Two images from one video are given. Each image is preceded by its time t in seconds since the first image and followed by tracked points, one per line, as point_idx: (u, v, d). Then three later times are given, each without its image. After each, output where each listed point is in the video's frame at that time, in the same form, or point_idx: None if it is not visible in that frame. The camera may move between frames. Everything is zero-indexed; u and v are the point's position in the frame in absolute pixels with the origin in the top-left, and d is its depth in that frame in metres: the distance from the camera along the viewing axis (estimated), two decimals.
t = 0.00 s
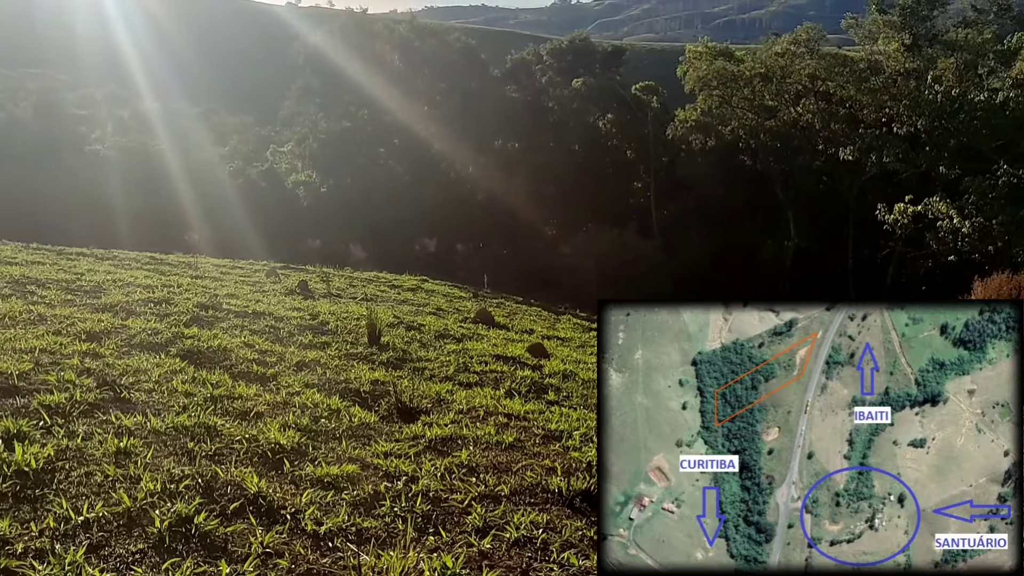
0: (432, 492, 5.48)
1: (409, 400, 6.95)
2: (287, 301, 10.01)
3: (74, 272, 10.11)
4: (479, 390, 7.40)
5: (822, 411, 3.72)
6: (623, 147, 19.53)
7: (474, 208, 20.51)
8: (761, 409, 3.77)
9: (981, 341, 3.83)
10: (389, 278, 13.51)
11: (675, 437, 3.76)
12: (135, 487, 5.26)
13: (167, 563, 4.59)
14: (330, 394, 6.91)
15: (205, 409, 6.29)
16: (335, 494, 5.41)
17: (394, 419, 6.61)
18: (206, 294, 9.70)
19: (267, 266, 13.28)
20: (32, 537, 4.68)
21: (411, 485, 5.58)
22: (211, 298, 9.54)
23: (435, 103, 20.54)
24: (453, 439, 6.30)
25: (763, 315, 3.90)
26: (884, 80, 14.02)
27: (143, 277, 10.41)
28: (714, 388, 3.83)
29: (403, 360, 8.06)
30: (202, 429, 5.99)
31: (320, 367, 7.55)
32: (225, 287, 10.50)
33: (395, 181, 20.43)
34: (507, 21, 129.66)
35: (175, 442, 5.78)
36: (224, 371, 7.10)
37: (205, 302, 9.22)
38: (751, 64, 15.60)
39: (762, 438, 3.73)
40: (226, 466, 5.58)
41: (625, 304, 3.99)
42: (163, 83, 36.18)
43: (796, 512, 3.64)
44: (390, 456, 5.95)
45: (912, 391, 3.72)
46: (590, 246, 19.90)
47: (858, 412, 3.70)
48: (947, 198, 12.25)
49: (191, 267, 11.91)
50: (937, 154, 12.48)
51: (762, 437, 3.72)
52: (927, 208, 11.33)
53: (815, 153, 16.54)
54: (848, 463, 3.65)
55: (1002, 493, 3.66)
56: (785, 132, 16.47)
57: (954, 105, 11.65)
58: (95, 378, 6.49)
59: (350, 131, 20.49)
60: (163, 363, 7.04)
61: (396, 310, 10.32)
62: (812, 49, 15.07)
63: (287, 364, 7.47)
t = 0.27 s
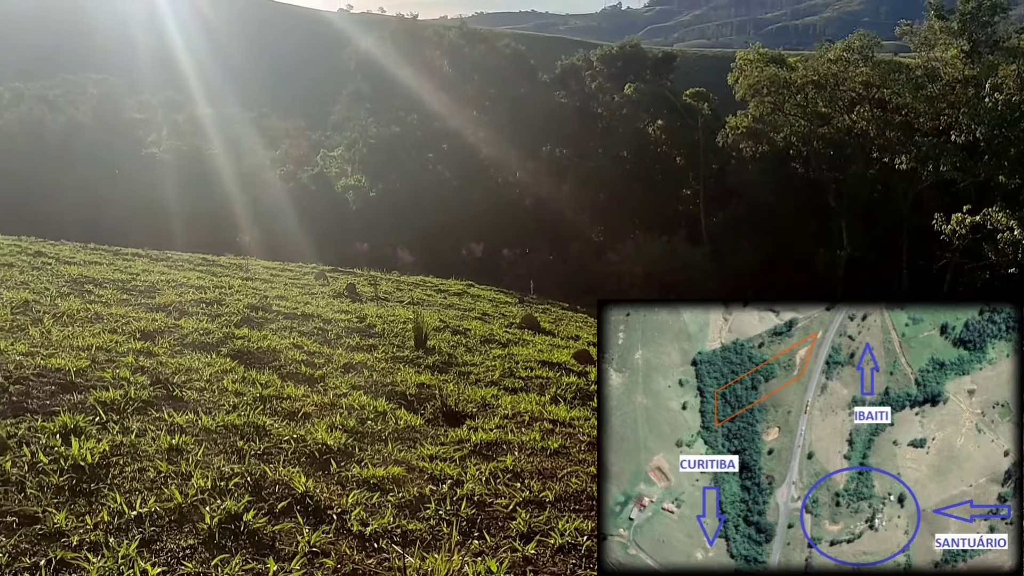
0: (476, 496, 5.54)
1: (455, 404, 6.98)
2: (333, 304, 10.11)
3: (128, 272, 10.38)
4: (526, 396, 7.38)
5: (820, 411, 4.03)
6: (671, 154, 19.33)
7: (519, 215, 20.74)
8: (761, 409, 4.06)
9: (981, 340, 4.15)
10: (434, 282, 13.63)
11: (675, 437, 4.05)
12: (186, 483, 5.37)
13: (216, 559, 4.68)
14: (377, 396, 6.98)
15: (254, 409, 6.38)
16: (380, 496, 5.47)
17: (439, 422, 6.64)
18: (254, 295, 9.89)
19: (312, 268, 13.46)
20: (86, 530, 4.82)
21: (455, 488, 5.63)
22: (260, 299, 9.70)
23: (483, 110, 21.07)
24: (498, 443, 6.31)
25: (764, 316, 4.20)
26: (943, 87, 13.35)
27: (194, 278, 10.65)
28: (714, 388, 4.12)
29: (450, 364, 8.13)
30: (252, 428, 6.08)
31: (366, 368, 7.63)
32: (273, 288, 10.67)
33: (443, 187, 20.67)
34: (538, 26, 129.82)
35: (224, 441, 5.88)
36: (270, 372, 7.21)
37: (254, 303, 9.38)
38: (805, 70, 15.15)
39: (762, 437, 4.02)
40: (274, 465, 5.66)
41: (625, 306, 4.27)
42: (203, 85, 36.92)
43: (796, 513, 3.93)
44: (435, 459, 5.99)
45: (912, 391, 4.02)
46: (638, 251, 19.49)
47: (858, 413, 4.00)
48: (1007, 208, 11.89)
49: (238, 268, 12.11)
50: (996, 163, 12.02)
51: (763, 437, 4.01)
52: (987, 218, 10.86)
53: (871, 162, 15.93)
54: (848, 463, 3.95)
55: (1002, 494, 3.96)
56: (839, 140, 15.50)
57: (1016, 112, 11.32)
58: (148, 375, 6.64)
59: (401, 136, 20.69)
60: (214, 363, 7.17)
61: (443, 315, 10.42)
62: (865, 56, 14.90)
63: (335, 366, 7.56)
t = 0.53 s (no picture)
0: (518, 502, 5.60)
1: (498, 409, 7.08)
2: (377, 308, 10.23)
3: (178, 274, 10.65)
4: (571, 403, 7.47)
5: (821, 410, 3.88)
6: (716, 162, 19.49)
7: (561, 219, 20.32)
8: (762, 409, 3.92)
9: (981, 340, 3.98)
10: (476, 287, 13.76)
11: (675, 437, 3.92)
12: (232, 482, 5.45)
13: (262, 558, 4.76)
14: (421, 400, 7.07)
15: (300, 411, 6.48)
16: (423, 500, 5.53)
17: (482, 428, 6.75)
18: (298, 297, 10.05)
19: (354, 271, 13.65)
20: (136, 526, 4.92)
21: (497, 494, 5.70)
22: (305, 301, 9.86)
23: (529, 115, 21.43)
24: (539, 450, 6.42)
25: (765, 316, 4.04)
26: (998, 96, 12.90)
27: (240, 279, 10.87)
28: (715, 389, 3.97)
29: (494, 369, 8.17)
30: (297, 429, 6.18)
31: (409, 372, 7.72)
32: (316, 291, 10.83)
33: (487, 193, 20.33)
34: (572, 30, 129.96)
35: (270, 441, 5.98)
36: (315, 373, 7.32)
37: (300, 305, 9.53)
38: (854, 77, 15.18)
39: (763, 438, 3.89)
40: (317, 467, 5.75)
41: (625, 304, 4.10)
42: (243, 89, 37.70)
43: (796, 513, 3.82)
44: (478, 464, 6.09)
45: (912, 392, 3.87)
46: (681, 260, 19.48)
47: (859, 412, 3.87)
48: None
49: (284, 271, 12.33)
50: None
51: (763, 437, 3.88)
52: None
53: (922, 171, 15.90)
54: (849, 463, 3.83)
55: (1002, 494, 3.84)
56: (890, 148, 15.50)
57: None
58: (197, 375, 6.79)
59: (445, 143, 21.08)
60: (261, 364, 7.30)
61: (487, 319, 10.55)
62: (916, 63, 14.83)
63: (378, 369, 7.64)
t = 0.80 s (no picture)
0: (559, 510, 5.69)
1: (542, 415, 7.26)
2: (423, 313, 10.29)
3: (225, 276, 10.90)
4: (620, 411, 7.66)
5: (821, 410, 4.43)
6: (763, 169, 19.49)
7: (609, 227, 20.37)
8: (761, 409, 4.47)
9: (981, 340, 4.56)
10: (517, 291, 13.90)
11: (674, 437, 4.47)
12: (276, 482, 5.52)
13: (305, 558, 4.83)
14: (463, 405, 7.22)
15: (343, 413, 6.59)
16: (464, 504, 5.63)
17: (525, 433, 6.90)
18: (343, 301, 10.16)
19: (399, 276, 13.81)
20: (183, 523, 5.02)
21: (538, 501, 5.80)
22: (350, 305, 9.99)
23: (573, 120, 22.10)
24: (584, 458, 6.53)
25: (764, 315, 4.62)
26: None
27: (288, 283, 11.07)
28: (715, 388, 4.53)
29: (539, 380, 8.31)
30: (339, 431, 6.28)
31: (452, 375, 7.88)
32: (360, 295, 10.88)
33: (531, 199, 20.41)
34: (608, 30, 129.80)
35: (314, 442, 6.09)
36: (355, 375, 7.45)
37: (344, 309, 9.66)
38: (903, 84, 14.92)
39: (763, 437, 4.44)
40: (360, 468, 5.84)
41: (623, 306, 4.69)
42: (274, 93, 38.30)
43: (795, 513, 4.34)
44: (521, 471, 6.22)
45: (912, 391, 4.43)
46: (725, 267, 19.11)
47: (858, 412, 4.41)
48: None
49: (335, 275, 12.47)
50: None
51: (763, 436, 4.43)
52: None
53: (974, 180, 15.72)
54: (848, 462, 4.37)
55: (1002, 493, 4.40)
56: (941, 156, 15.09)
57: None
58: (242, 376, 6.92)
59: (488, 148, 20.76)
60: (306, 366, 7.39)
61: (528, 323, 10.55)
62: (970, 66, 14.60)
63: (421, 374, 7.76)
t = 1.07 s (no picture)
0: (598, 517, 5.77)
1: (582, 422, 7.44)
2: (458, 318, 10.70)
3: (268, 280, 11.34)
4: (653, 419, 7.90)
5: (820, 409, 4.95)
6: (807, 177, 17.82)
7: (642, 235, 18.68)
8: (760, 409, 4.98)
9: (980, 340, 5.11)
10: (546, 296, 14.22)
11: (674, 436, 4.98)
12: (317, 484, 5.60)
13: (345, 559, 4.96)
14: (499, 412, 7.45)
15: (383, 417, 6.85)
16: (502, 510, 5.70)
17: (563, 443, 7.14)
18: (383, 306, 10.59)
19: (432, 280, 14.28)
20: (225, 522, 5.12)
21: (576, 507, 5.89)
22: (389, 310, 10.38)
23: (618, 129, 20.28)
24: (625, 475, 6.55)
25: (764, 316, 5.12)
26: None
27: (330, 287, 11.55)
28: (714, 388, 5.03)
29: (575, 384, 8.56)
30: (379, 434, 6.46)
31: (490, 381, 8.17)
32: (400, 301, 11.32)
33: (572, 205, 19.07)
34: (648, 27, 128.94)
35: (354, 445, 6.23)
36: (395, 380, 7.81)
37: (384, 313, 10.08)
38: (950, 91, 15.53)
39: (762, 437, 4.94)
40: (399, 472, 5.94)
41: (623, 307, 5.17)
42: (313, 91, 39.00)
43: (795, 514, 4.87)
44: (559, 477, 6.38)
45: (911, 391, 4.96)
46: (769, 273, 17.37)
47: (859, 412, 4.95)
48: None
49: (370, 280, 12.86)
50: None
51: (762, 437, 4.93)
52: None
53: None
54: (848, 462, 4.90)
55: (1001, 494, 4.99)
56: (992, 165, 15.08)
57: None
58: (284, 378, 7.21)
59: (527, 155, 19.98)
60: (346, 369, 7.76)
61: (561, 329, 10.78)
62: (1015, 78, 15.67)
63: (460, 378, 8.09)
